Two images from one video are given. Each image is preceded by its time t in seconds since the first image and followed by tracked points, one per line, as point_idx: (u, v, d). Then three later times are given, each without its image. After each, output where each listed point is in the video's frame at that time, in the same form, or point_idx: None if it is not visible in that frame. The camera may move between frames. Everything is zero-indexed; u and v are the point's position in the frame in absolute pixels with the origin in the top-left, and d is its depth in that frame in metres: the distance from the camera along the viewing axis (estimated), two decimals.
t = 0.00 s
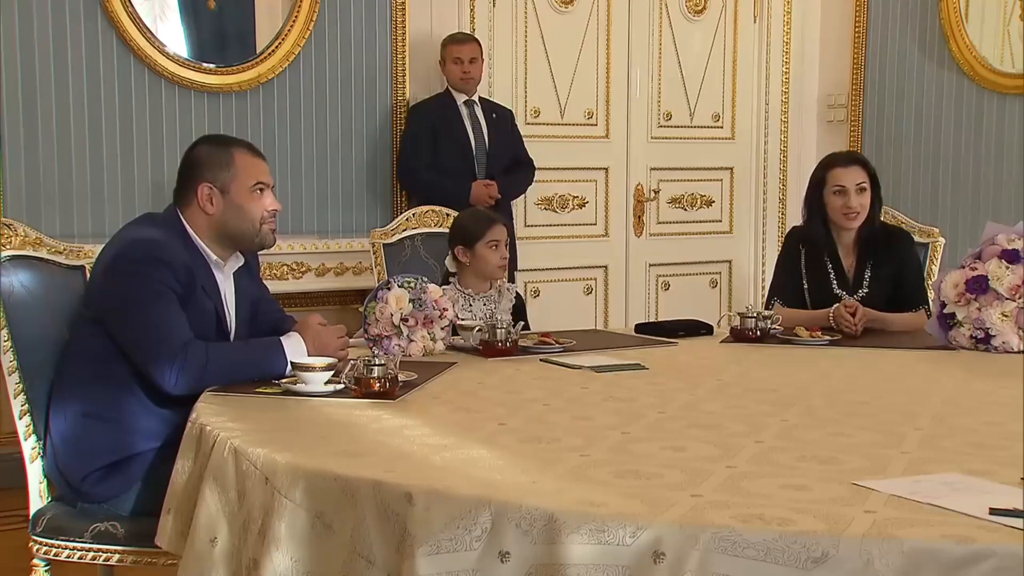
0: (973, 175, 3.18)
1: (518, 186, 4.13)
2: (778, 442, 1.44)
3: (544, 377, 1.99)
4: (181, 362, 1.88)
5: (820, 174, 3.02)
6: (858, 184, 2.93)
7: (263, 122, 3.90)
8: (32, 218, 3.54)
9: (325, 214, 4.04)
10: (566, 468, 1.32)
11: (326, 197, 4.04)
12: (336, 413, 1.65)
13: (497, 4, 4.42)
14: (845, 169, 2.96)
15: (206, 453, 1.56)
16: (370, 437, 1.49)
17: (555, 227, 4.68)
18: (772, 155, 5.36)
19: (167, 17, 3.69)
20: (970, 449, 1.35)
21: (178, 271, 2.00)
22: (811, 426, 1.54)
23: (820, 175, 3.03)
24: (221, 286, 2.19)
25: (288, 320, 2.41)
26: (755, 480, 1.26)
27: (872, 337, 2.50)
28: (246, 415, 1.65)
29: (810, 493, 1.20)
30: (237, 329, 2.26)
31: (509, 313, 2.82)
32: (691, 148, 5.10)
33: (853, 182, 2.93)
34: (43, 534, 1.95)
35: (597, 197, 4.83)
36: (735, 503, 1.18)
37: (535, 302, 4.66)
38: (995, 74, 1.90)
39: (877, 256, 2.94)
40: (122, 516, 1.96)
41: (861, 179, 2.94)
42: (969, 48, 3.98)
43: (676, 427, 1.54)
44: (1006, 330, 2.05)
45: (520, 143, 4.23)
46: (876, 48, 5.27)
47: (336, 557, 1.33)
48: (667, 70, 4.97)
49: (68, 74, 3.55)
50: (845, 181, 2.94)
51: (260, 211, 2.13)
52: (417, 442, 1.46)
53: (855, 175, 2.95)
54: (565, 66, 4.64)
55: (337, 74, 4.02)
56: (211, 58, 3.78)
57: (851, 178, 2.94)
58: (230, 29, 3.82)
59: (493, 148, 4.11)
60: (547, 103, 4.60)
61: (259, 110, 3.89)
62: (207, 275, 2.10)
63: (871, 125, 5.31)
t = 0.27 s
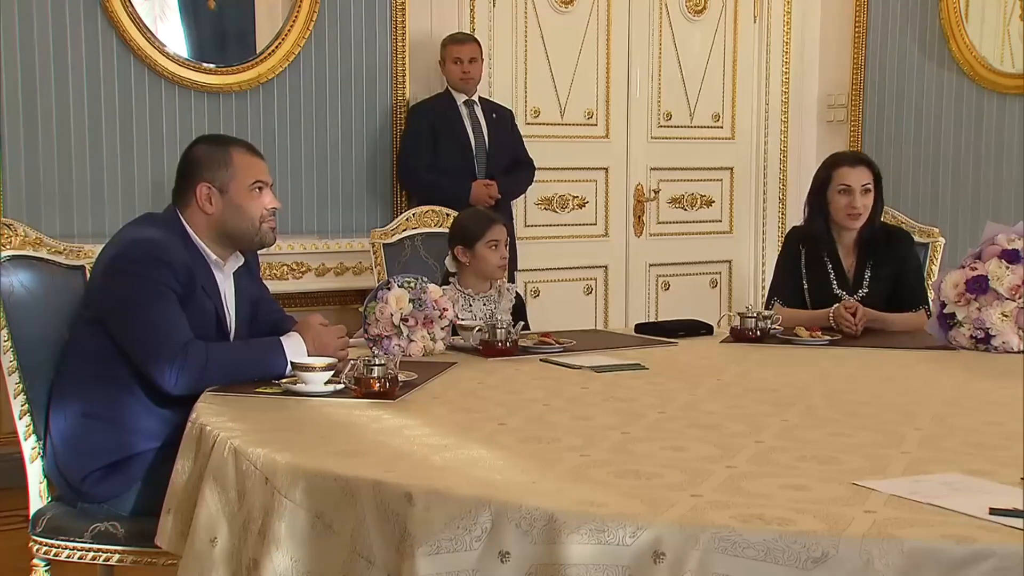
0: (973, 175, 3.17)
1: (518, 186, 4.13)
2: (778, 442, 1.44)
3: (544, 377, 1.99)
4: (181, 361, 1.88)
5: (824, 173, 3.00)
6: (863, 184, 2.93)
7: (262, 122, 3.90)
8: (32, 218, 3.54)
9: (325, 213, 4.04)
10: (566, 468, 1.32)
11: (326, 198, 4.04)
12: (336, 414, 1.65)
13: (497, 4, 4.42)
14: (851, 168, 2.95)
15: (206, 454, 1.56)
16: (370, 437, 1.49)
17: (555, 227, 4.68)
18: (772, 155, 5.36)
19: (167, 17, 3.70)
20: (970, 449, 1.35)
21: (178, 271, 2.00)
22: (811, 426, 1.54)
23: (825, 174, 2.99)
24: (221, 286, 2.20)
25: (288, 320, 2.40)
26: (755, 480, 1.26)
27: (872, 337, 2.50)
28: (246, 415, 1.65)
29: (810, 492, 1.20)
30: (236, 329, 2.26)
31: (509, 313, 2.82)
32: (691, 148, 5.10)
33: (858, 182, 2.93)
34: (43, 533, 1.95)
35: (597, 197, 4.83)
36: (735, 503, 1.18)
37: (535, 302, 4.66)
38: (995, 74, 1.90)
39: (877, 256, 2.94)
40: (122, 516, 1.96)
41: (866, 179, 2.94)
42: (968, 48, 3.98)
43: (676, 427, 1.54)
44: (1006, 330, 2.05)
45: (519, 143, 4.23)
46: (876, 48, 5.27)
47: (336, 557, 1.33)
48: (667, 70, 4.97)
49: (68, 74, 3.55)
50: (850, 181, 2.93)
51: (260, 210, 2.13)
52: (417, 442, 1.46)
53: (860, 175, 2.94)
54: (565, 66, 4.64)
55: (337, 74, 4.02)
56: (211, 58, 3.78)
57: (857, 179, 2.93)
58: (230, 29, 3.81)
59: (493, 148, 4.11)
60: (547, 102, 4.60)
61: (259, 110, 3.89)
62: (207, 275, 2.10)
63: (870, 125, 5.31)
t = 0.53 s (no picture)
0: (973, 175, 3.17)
1: (518, 186, 4.13)
2: (778, 442, 1.44)
3: (544, 377, 1.99)
4: (181, 362, 1.88)
5: (824, 173, 3.00)
6: (863, 184, 2.93)
7: (263, 122, 3.90)
8: (32, 218, 3.54)
9: (325, 213, 4.04)
10: (566, 468, 1.32)
11: (326, 198, 4.04)
12: (336, 414, 1.65)
13: (497, 4, 4.43)
14: (850, 168, 2.96)
15: (206, 454, 1.56)
16: (370, 437, 1.49)
17: (555, 227, 4.69)
18: (772, 155, 5.35)
19: (167, 17, 3.70)
20: (970, 449, 1.35)
21: (178, 271, 2.00)
22: (811, 426, 1.54)
23: (825, 174, 3.01)
24: (221, 285, 2.20)
25: (288, 320, 2.40)
26: (755, 480, 1.26)
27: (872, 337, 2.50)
28: (246, 415, 1.65)
29: (810, 492, 1.20)
30: (236, 329, 2.26)
31: (509, 313, 2.82)
32: (691, 148, 5.10)
33: (858, 182, 2.93)
34: (44, 533, 1.95)
35: (597, 197, 4.83)
36: (735, 503, 1.18)
37: (535, 302, 4.66)
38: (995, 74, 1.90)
39: (877, 257, 2.94)
40: (122, 516, 1.96)
41: (866, 179, 2.94)
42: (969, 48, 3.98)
43: (676, 427, 1.54)
44: (1006, 330, 2.05)
45: (520, 143, 4.23)
46: (876, 47, 5.27)
47: (336, 557, 1.33)
48: (667, 70, 4.97)
49: (68, 75, 3.56)
50: (849, 180, 2.94)
51: (260, 209, 2.13)
52: (417, 442, 1.46)
53: (859, 175, 2.94)
54: (565, 66, 4.64)
55: (337, 74, 4.02)
56: (211, 58, 3.78)
57: (856, 179, 2.93)
58: (230, 29, 3.81)
59: (493, 148, 4.11)
60: (547, 102, 4.60)
61: (259, 110, 3.89)
62: (207, 275, 2.10)
63: (870, 125, 5.31)
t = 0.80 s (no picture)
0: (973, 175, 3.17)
1: (518, 186, 4.13)
2: (778, 442, 1.44)
3: (544, 377, 1.99)
4: (181, 362, 1.88)
5: (824, 173, 3.00)
6: (862, 185, 2.93)
7: (263, 121, 3.90)
8: (32, 218, 3.54)
9: (325, 213, 4.04)
10: (566, 468, 1.31)
11: (326, 198, 4.04)
12: (336, 414, 1.65)
13: (497, 4, 4.43)
14: (850, 168, 2.96)
15: (206, 454, 1.56)
16: (370, 437, 1.49)
17: (555, 227, 4.69)
18: (772, 155, 5.35)
19: (167, 17, 3.69)
20: (970, 449, 1.35)
21: (178, 271, 2.00)
22: (811, 426, 1.54)
23: (825, 174, 3.01)
24: (221, 285, 2.20)
25: (288, 320, 2.40)
26: (755, 480, 1.26)
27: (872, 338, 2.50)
28: (246, 415, 1.65)
29: (810, 492, 1.20)
30: (236, 329, 2.26)
31: (509, 314, 2.82)
32: (691, 148, 5.10)
33: (857, 182, 2.93)
34: (44, 533, 1.95)
35: (597, 197, 4.83)
36: (735, 503, 1.17)
37: (535, 302, 4.66)
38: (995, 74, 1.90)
39: (877, 257, 2.94)
40: (122, 516, 1.96)
41: (865, 179, 2.94)
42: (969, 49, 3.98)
43: (676, 427, 1.54)
44: (1006, 330, 2.05)
45: (520, 143, 4.24)
46: (876, 47, 5.26)
47: (336, 557, 1.33)
48: (667, 70, 4.97)
49: (68, 75, 3.56)
50: (849, 180, 2.94)
51: (260, 209, 2.13)
52: (417, 442, 1.46)
53: (859, 175, 2.94)
54: (565, 66, 4.64)
55: (337, 74, 4.02)
56: (211, 58, 3.78)
57: (855, 179, 2.93)
58: (230, 29, 3.81)
59: (493, 148, 4.11)
60: (547, 102, 4.60)
61: (259, 110, 3.89)
62: (207, 275, 2.10)
63: (870, 125, 5.31)
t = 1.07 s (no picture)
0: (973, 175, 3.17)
1: (518, 186, 4.13)
2: (778, 442, 1.44)
3: (544, 377, 1.99)
4: (181, 361, 1.88)
5: (824, 173, 3.00)
6: (862, 186, 2.93)
7: (263, 121, 3.90)
8: (32, 218, 3.54)
9: (325, 213, 4.04)
10: (566, 468, 1.31)
11: (326, 198, 4.04)
12: (336, 414, 1.65)
13: (497, 4, 4.43)
14: (851, 168, 2.96)
15: (206, 454, 1.56)
16: (370, 437, 1.49)
17: (555, 227, 4.69)
18: (772, 156, 5.35)
19: (167, 17, 3.69)
20: (970, 449, 1.35)
21: (178, 271, 2.00)
22: (811, 426, 1.54)
23: (825, 173, 3.01)
24: (221, 284, 2.20)
25: (288, 319, 2.40)
26: (755, 480, 1.26)
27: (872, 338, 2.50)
28: (246, 415, 1.65)
29: (810, 492, 1.20)
30: (236, 329, 2.26)
31: (509, 314, 2.82)
32: (691, 148, 5.09)
33: (858, 183, 2.93)
34: (43, 533, 1.95)
35: (597, 197, 4.83)
36: (735, 503, 1.18)
37: (535, 302, 4.66)
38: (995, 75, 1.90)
39: (877, 257, 2.94)
40: (122, 516, 1.96)
41: (865, 180, 2.94)
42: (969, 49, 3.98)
43: (676, 427, 1.54)
44: (1006, 330, 2.06)
45: (520, 143, 4.24)
46: (876, 47, 5.26)
47: (336, 557, 1.33)
48: (667, 70, 4.97)
49: (68, 75, 3.56)
50: (849, 181, 2.93)
51: (260, 210, 2.13)
52: (417, 442, 1.46)
53: (859, 176, 2.94)
54: (565, 66, 4.64)
55: (337, 73, 4.02)
56: (211, 58, 3.78)
57: (856, 179, 2.93)
58: (230, 29, 3.81)
59: (493, 149, 4.11)
60: (547, 102, 4.60)
61: (259, 111, 3.89)
62: (207, 275, 2.10)
63: (871, 125, 5.31)
